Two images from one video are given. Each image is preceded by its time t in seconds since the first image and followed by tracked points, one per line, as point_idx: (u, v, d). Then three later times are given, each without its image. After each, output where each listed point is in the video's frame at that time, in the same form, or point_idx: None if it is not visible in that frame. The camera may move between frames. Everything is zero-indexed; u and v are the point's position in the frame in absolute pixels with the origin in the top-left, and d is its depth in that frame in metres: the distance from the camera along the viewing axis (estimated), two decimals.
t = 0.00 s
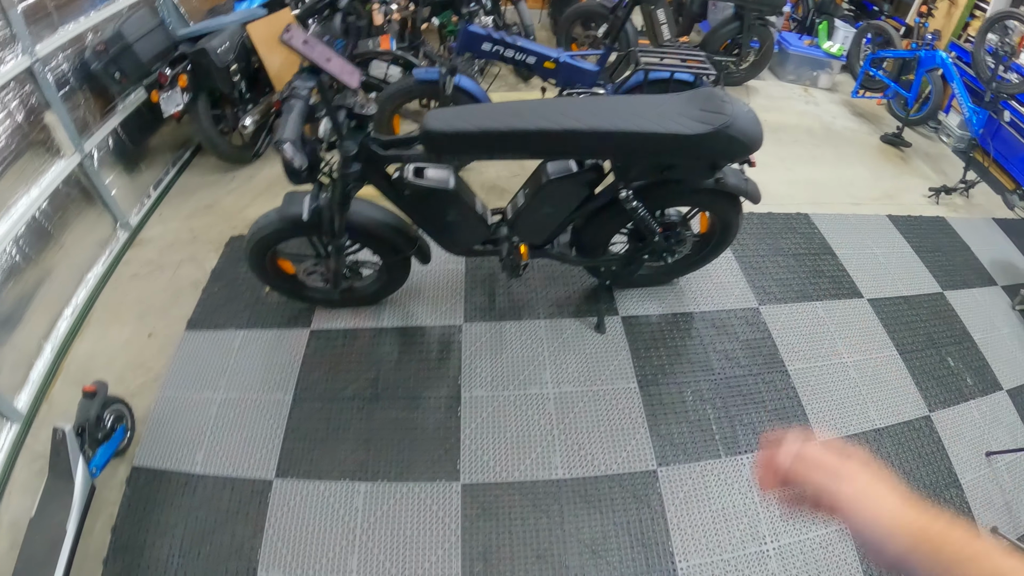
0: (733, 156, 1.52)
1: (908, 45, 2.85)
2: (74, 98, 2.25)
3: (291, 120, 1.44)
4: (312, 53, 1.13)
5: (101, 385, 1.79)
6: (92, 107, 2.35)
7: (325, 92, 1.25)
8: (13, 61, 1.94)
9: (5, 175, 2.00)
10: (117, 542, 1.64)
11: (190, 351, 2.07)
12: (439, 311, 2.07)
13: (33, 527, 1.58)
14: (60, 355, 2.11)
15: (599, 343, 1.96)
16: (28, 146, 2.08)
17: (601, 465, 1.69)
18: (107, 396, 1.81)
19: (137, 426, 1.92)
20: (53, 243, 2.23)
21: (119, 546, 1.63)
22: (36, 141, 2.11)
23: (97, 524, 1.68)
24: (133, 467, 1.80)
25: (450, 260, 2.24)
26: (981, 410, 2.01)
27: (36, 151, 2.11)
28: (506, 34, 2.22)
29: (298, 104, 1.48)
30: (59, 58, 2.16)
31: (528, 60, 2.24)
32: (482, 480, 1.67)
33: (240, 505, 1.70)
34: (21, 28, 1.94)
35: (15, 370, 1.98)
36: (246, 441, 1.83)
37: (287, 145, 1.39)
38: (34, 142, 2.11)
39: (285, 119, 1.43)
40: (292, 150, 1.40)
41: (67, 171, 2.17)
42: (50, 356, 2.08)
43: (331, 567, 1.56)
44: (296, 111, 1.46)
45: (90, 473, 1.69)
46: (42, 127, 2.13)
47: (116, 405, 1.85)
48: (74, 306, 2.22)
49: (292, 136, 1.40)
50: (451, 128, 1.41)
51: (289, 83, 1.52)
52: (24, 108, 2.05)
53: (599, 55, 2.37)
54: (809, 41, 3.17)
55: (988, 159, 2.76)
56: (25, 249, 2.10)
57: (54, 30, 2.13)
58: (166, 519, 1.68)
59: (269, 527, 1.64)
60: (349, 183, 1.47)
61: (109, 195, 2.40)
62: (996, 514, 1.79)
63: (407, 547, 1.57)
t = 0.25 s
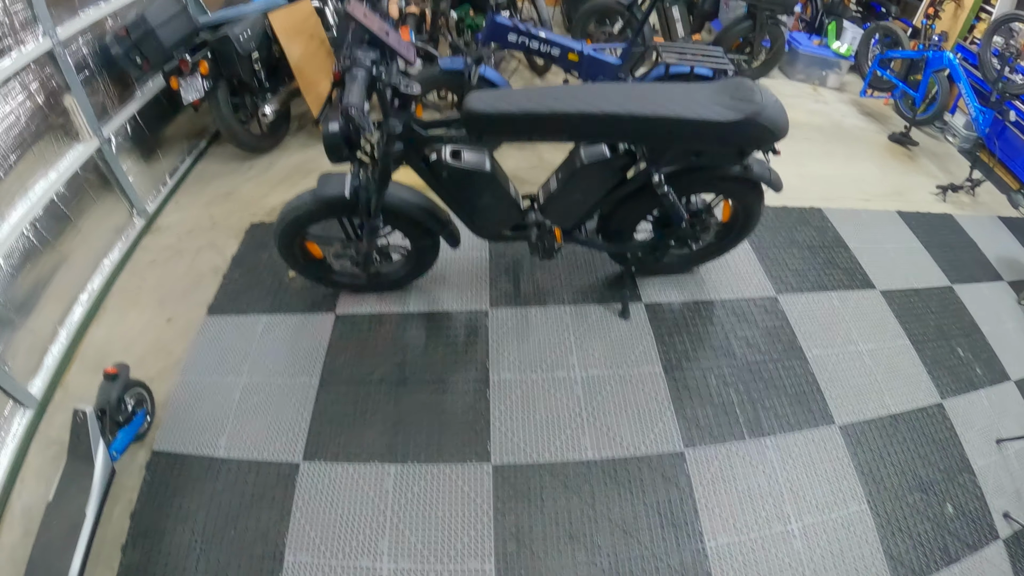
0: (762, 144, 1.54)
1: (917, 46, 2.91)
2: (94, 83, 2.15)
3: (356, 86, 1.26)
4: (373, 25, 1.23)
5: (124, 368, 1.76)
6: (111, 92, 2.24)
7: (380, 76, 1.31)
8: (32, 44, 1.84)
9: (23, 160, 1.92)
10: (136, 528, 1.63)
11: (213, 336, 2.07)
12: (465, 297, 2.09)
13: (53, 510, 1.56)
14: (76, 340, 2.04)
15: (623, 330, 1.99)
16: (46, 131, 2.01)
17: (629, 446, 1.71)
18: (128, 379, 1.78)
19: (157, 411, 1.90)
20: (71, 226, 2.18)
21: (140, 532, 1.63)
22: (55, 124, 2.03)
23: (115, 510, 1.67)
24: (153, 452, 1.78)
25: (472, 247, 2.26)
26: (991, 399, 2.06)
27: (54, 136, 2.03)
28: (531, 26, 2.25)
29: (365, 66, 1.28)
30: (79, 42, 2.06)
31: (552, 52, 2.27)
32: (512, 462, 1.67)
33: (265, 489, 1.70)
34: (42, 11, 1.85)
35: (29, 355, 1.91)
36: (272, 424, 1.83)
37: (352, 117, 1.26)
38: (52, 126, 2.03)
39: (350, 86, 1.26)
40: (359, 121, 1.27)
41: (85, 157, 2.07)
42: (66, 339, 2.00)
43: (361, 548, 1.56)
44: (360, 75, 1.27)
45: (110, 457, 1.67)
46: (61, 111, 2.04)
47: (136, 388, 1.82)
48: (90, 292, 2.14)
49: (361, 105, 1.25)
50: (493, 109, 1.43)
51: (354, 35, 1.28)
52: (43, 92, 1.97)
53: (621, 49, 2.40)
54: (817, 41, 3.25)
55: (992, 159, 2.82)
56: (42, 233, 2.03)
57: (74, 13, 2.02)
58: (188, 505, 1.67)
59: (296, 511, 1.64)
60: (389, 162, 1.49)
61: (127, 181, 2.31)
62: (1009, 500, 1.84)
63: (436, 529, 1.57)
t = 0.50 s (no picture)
0: (766, 135, 1.56)
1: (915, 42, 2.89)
2: (95, 79, 2.14)
3: (365, 73, 1.36)
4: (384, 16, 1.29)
5: (125, 362, 1.75)
6: (112, 88, 2.23)
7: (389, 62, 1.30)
8: (34, 38, 1.85)
9: (24, 155, 1.90)
10: (140, 523, 1.62)
11: (216, 331, 2.06)
12: (468, 291, 2.09)
13: (55, 506, 1.55)
14: (77, 337, 2.03)
15: (627, 323, 1.99)
16: (48, 126, 1.99)
17: (635, 438, 1.71)
18: (130, 374, 1.77)
19: (160, 406, 1.89)
20: (73, 223, 2.14)
21: (142, 528, 1.62)
22: (56, 120, 2.02)
23: (118, 506, 1.66)
24: (156, 447, 1.78)
25: (476, 242, 2.26)
26: (993, 391, 2.07)
27: (55, 132, 2.01)
28: (533, 21, 2.25)
29: (374, 56, 1.39)
30: (80, 38, 2.06)
31: (554, 47, 2.27)
32: (518, 454, 1.67)
33: (271, 483, 1.69)
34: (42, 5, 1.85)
35: (32, 350, 1.90)
36: (277, 419, 1.83)
37: (359, 99, 1.33)
38: (53, 123, 2.01)
39: (359, 72, 1.36)
40: (366, 103, 1.34)
41: (86, 153, 2.07)
42: (67, 337, 2.00)
43: (367, 542, 1.56)
44: (370, 64, 1.38)
45: (114, 452, 1.66)
46: (62, 107, 2.03)
47: (139, 384, 1.81)
48: (91, 289, 2.14)
49: (368, 89, 1.33)
50: (499, 100, 1.43)
51: (368, 37, 1.44)
52: (44, 87, 1.96)
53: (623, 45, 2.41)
54: (817, 38, 3.26)
55: (992, 154, 2.85)
56: (43, 229, 2.00)
57: (75, 9, 2.02)
58: (192, 499, 1.66)
59: (302, 503, 1.64)
60: (395, 153, 1.47)
61: (128, 177, 2.32)
62: (1011, 491, 1.85)
63: (441, 522, 1.57)
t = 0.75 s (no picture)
0: (766, 136, 1.56)
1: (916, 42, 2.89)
2: (97, 78, 2.16)
3: (368, 75, 1.36)
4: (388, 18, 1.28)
5: (128, 360, 1.77)
6: (115, 88, 2.25)
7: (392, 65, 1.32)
8: (37, 38, 1.87)
9: (28, 154, 1.91)
10: (144, 519, 1.64)
11: (219, 329, 2.07)
12: (469, 290, 2.10)
13: (58, 503, 1.56)
14: (80, 335, 2.05)
15: (628, 322, 2.00)
16: (51, 125, 2.00)
17: (635, 436, 1.72)
18: (133, 372, 1.79)
19: (163, 404, 1.90)
20: (76, 221, 2.16)
21: (145, 525, 1.63)
22: (59, 119, 2.03)
23: (122, 503, 1.67)
24: (160, 445, 1.79)
25: (477, 241, 2.27)
26: (992, 391, 2.08)
27: (58, 130, 2.03)
28: (534, 21, 2.26)
29: (378, 57, 1.39)
30: (83, 37, 2.08)
31: (555, 47, 2.28)
32: (519, 452, 1.68)
33: (274, 481, 1.71)
34: (46, 5, 1.87)
35: (35, 348, 1.92)
36: (279, 417, 1.84)
37: (363, 100, 1.31)
38: (56, 121, 2.02)
39: (363, 74, 1.36)
40: (371, 106, 1.33)
41: (89, 152, 2.11)
42: (70, 335, 2.02)
43: (369, 538, 1.57)
44: (374, 66, 1.38)
45: (117, 449, 1.67)
46: (66, 106, 2.05)
47: (142, 382, 1.83)
48: (94, 287, 2.17)
49: (372, 91, 1.33)
50: (501, 101, 1.44)
51: (372, 39, 1.45)
52: (47, 86, 1.97)
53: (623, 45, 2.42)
54: (818, 39, 3.26)
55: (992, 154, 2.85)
56: (47, 227, 2.02)
57: (78, 9, 2.05)
58: (195, 497, 1.67)
59: (305, 500, 1.65)
60: (398, 154, 1.48)
61: (131, 176, 2.34)
62: (1010, 490, 1.86)
63: (443, 519, 1.58)
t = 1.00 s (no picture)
0: (762, 142, 1.56)
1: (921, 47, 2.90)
2: (103, 80, 2.19)
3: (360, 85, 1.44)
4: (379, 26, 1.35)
5: (129, 359, 1.80)
6: (119, 89, 2.29)
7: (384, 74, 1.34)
8: (43, 40, 1.91)
9: (33, 154, 1.98)
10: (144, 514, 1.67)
11: (219, 328, 2.10)
12: (467, 293, 2.11)
13: (60, 497, 1.60)
14: (84, 333, 2.09)
15: (624, 326, 2.01)
16: (55, 126, 2.05)
17: (627, 440, 1.73)
18: (135, 370, 1.82)
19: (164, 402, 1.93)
20: (80, 221, 2.21)
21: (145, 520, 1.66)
22: (63, 120, 2.08)
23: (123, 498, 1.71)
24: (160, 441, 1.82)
25: (476, 243, 2.29)
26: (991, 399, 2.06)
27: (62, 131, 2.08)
28: (535, 25, 2.27)
29: (369, 67, 1.46)
30: (89, 39, 2.11)
31: (556, 51, 2.28)
32: (512, 454, 1.70)
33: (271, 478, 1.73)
34: (52, 7, 1.91)
35: (40, 345, 1.96)
36: (277, 416, 1.86)
37: (354, 112, 1.42)
38: (61, 122, 2.08)
39: (355, 85, 1.44)
40: (362, 116, 1.43)
41: (93, 152, 2.14)
42: (74, 333, 2.06)
43: (363, 536, 1.59)
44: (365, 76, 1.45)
45: (118, 446, 1.71)
46: (71, 107, 2.09)
47: (144, 380, 1.86)
48: (98, 285, 2.20)
49: (364, 100, 1.42)
50: (497, 108, 1.45)
51: (365, 48, 1.51)
52: (53, 87, 2.02)
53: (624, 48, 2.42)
54: (823, 41, 3.25)
55: (997, 159, 2.79)
56: (50, 227, 2.07)
57: (84, 11, 2.08)
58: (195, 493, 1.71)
59: (300, 498, 1.68)
60: (393, 159, 1.51)
61: (134, 176, 2.37)
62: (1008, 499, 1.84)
63: (436, 519, 1.60)
